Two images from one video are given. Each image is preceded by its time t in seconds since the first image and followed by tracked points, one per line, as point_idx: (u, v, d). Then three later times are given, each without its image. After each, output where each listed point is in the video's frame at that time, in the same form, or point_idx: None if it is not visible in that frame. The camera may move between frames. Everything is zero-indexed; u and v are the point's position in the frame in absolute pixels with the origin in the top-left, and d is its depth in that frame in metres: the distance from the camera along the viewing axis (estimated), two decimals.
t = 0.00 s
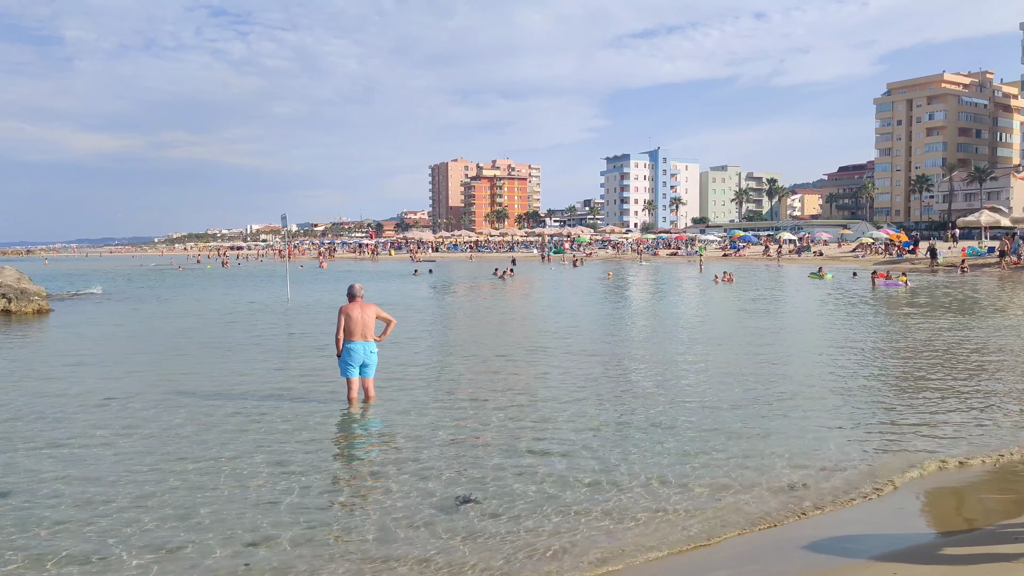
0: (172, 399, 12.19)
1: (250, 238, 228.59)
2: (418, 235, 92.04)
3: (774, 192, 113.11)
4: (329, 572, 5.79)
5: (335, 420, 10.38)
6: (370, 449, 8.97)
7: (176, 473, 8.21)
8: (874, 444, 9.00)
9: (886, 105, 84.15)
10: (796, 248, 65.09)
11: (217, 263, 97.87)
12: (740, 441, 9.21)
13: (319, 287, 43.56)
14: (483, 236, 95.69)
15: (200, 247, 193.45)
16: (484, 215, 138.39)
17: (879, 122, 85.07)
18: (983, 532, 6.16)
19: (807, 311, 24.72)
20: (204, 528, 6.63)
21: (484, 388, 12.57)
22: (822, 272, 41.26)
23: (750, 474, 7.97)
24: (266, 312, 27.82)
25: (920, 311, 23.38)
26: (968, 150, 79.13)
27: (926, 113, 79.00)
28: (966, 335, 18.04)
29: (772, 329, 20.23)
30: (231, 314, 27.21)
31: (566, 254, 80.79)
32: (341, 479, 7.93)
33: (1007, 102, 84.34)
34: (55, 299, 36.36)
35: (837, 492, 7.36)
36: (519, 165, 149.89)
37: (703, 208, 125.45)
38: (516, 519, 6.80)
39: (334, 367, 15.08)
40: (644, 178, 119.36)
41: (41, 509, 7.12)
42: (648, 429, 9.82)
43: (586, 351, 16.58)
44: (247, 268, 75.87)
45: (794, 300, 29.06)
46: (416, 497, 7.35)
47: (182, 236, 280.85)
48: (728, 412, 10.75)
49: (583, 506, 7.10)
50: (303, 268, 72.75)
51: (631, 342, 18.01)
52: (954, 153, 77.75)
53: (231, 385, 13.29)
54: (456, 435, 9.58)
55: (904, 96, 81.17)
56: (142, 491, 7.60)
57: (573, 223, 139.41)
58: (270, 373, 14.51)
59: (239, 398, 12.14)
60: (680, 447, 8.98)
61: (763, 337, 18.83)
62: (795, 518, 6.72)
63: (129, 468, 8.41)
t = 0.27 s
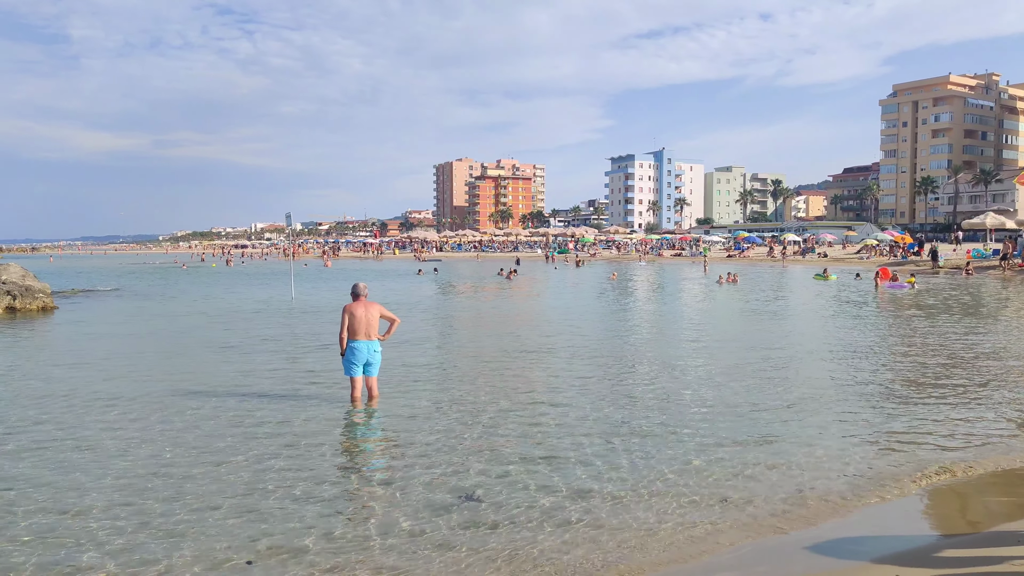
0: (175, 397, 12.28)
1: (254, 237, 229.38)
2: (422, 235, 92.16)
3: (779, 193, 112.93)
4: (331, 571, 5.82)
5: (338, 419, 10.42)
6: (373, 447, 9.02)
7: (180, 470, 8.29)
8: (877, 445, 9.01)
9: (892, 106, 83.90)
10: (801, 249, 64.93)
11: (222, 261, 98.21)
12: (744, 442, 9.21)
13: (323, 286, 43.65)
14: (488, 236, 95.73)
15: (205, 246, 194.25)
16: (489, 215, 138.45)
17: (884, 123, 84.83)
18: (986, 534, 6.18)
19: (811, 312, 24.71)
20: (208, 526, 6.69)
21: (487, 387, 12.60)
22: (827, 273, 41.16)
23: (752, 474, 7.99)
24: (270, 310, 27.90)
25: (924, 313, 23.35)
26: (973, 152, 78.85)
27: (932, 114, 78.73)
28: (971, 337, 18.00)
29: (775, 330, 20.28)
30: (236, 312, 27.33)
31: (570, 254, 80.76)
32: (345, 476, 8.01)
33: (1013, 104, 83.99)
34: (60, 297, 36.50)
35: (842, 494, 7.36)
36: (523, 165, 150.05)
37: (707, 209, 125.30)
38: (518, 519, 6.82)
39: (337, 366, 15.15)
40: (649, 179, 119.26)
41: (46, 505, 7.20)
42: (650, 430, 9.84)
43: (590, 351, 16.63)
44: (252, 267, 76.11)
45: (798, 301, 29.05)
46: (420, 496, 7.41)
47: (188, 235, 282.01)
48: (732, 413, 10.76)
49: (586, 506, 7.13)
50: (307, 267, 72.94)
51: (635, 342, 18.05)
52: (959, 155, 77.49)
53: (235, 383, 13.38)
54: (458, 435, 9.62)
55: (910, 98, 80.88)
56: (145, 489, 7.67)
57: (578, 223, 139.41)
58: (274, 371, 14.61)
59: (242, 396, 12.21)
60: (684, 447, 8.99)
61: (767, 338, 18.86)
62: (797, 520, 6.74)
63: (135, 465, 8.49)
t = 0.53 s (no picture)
0: (180, 398, 12.33)
1: (258, 239, 229.82)
2: (426, 236, 92.19)
3: (783, 193, 112.65)
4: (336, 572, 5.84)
5: (343, 419, 10.47)
6: (378, 448, 9.05)
7: (187, 471, 8.33)
8: (883, 446, 9.01)
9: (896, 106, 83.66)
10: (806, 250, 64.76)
11: (225, 262, 98.43)
12: (748, 443, 9.22)
13: (326, 287, 43.70)
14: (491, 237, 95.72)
15: (209, 247, 194.71)
16: (493, 216, 138.44)
17: (889, 123, 84.58)
18: (991, 535, 6.18)
19: (816, 313, 24.71)
20: (213, 527, 6.72)
21: (492, 388, 12.63)
22: (832, 273, 41.06)
23: (757, 475, 8.00)
24: (275, 311, 27.94)
25: (929, 313, 23.30)
26: (978, 152, 78.58)
27: (936, 114, 78.46)
28: (976, 337, 17.97)
29: (779, 331, 20.28)
30: (240, 313, 27.37)
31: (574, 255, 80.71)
32: (350, 477, 8.05)
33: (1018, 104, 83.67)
34: (66, 298, 36.63)
35: (847, 494, 7.36)
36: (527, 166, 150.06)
37: (711, 209, 125.09)
38: (523, 519, 6.85)
39: (342, 367, 15.20)
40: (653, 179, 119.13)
41: (53, 506, 7.24)
42: (654, 430, 9.85)
43: (595, 351, 16.65)
44: (255, 268, 76.19)
45: (803, 301, 29.05)
46: (425, 496, 7.43)
47: (192, 236, 282.61)
48: (737, 413, 10.77)
49: (590, 507, 7.14)
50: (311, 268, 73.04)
51: (639, 343, 18.07)
52: (964, 155, 77.23)
53: (240, 385, 13.43)
54: (462, 436, 9.65)
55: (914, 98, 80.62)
56: (151, 490, 7.71)
57: (581, 224, 139.35)
58: (278, 372, 14.66)
59: (247, 397, 12.26)
60: (688, 448, 9.01)
61: (772, 338, 18.85)
62: (802, 520, 6.74)
63: (141, 465, 8.54)
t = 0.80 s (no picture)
0: (183, 398, 12.36)
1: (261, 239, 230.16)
2: (429, 236, 92.23)
3: (785, 194, 112.55)
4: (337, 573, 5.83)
5: (345, 419, 10.49)
6: (380, 448, 9.06)
7: (189, 471, 8.34)
8: (889, 447, 9.01)
9: (899, 107, 83.53)
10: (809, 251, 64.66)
11: (228, 262, 98.59)
12: (752, 444, 9.21)
13: (329, 287, 43.75)
14: (494, 237, 95.77)
15: (212, 247, 195.06)
16: (495, 216, 138.49)
17: (892, 124, 84.45)
18: (996, 535, 6.17)
19: (819, 313, 24.68)
20: (216, 526, 6.72)
21: (495, 388, 12.66)
22: (835, 274, 41.05)
23: (760, 475, 7.99)
24: (277, 311, 28.00)
25: (932, 314, 23.31)
26: (981, 153, 78.46)
27: (939, 115, 78.31)
28: (979, 338, 17.98)
29: (782, 331, 20.29)
30: (242, 313, 27.42)
31: (576, 255, 80.71)
32: (352, 477, 8.06)
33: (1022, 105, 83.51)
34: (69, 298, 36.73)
35: (850, 495, 7.36)
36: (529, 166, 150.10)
37: (714, 210, 125.01)
38: (524, 520, 6.84)
39: (344, 367, 15.23)
40: (655, 180, 119.09)
41: (54, 506, 7.25)
42: (656, 431, 9.85)
43: (599, 352, 16.67)
44: (258, 268, 76.28)
45: (806, 302, 29.05)
46: (428, 497, 7.43)
47: (195, 236, 283.07)
48: (742, 414, 10.76)
49: (592, 507, 7.14)
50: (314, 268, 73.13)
51: (643, 344, 18.09)
52: (967, 156, 77.10)
53: (242, 384, 13.46)
54: (463, 436, 9.65)
55: (917, 98, 80.49)
56: (153, 490, 7.72)
57: (584, 224, 139.36)
58: (280, 372, 14.69)
59: (249, 397, 12.28)
60: (691, 449, 9.00)
61: (776, 339, 18.85)
62: (805, 521, 6.73)
63: (143, 465, 8.55)
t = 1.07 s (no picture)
0: (191, 396, 12.43)
1: (269, 238, 231.02)
2: (436, 235, 92.33)
3: (794, 192, 112.00)
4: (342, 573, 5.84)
5: (353, 418, 10.52)
6: (387, 448, 9.07)
7: (196, 470, 8.38)
8: (902, 448, 8.93)
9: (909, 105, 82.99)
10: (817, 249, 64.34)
11: (236, 261, 99.05)
12: (761, 444, 9.16)
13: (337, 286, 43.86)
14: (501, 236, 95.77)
15: (221, 246, 195.99)
16: (502, 215, 138.47)
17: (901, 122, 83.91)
18: (1007, 536, 6.12)
19: (829, 313, 24.55)
20: (222, 525, 6.75)
21: (503, 387, 12.68)
22: (845, 273, 40.85)
23: (768, 476, 7.95)
24: (286, 311, 28.08)
25: (942, 313, 23.15)
26: (992, 151, 77.85)
27: (950, 113, 77.73)
28: (991, 338, 17.82)
29: (791, 330, 20.19)
30: (251, 312, 27.54)
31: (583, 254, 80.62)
32: (359, 476, 8.07)
33: None
34: (80, 297, 36.99)
35: (860, 496, 7.31)
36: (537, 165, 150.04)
37: (721, 208, 124.57)
38: (530, 519, 6.84)
39: (351, 366, 15.27)
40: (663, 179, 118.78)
41: (63, 504, 7.31)
42: (663, 431, 9.82)
43: (607, 351, 16.65)
44: (267, 267, 76.60)
45: (815, 301, 28.93)
46: (434, 496, 7.44)
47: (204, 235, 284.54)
48: (752, 414, 10.69)
49: (599, 507, 7.13)
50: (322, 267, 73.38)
51: (651, 343, 18.04)
52: (978, 154, 76.50)
53: (250, 383, 13.53)
54: (470, 435, 9.65)
55: (927, 96, 79.91)
56: (160, 488, 7.75)
57: (591, 223, 139.16)
58: (288, 371, 14.74)
59: (257, 396, 12.34)
60: (699, 449, 8.96)
61: (785, 338, 18.76)
62: (812, 521, 6.69)
63: (152, 464, 8.61)
